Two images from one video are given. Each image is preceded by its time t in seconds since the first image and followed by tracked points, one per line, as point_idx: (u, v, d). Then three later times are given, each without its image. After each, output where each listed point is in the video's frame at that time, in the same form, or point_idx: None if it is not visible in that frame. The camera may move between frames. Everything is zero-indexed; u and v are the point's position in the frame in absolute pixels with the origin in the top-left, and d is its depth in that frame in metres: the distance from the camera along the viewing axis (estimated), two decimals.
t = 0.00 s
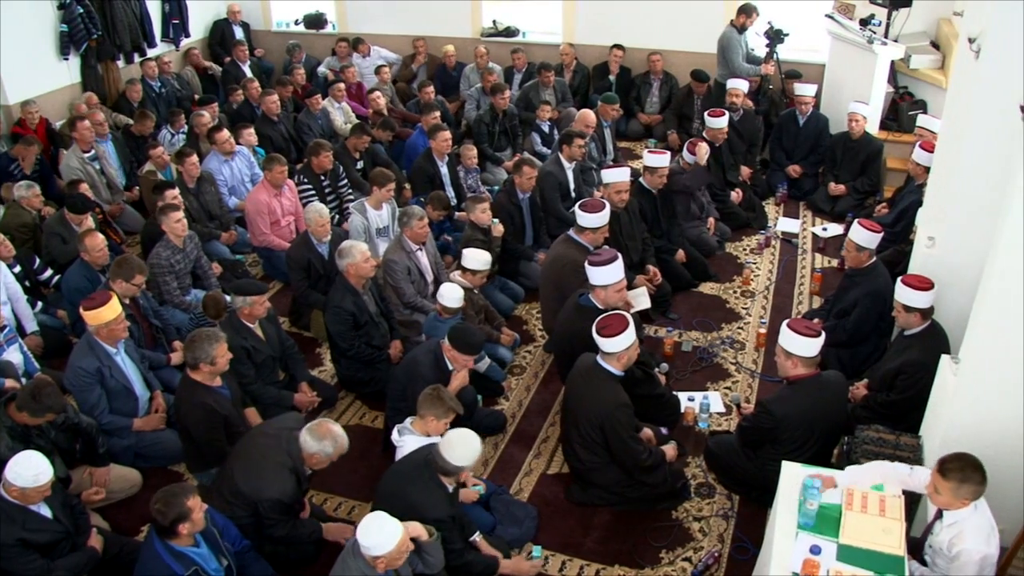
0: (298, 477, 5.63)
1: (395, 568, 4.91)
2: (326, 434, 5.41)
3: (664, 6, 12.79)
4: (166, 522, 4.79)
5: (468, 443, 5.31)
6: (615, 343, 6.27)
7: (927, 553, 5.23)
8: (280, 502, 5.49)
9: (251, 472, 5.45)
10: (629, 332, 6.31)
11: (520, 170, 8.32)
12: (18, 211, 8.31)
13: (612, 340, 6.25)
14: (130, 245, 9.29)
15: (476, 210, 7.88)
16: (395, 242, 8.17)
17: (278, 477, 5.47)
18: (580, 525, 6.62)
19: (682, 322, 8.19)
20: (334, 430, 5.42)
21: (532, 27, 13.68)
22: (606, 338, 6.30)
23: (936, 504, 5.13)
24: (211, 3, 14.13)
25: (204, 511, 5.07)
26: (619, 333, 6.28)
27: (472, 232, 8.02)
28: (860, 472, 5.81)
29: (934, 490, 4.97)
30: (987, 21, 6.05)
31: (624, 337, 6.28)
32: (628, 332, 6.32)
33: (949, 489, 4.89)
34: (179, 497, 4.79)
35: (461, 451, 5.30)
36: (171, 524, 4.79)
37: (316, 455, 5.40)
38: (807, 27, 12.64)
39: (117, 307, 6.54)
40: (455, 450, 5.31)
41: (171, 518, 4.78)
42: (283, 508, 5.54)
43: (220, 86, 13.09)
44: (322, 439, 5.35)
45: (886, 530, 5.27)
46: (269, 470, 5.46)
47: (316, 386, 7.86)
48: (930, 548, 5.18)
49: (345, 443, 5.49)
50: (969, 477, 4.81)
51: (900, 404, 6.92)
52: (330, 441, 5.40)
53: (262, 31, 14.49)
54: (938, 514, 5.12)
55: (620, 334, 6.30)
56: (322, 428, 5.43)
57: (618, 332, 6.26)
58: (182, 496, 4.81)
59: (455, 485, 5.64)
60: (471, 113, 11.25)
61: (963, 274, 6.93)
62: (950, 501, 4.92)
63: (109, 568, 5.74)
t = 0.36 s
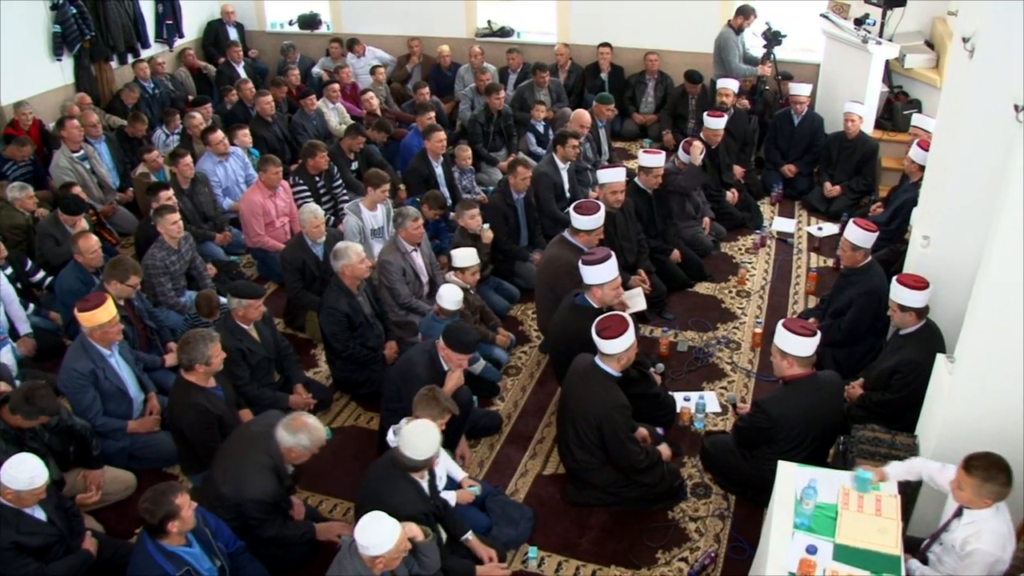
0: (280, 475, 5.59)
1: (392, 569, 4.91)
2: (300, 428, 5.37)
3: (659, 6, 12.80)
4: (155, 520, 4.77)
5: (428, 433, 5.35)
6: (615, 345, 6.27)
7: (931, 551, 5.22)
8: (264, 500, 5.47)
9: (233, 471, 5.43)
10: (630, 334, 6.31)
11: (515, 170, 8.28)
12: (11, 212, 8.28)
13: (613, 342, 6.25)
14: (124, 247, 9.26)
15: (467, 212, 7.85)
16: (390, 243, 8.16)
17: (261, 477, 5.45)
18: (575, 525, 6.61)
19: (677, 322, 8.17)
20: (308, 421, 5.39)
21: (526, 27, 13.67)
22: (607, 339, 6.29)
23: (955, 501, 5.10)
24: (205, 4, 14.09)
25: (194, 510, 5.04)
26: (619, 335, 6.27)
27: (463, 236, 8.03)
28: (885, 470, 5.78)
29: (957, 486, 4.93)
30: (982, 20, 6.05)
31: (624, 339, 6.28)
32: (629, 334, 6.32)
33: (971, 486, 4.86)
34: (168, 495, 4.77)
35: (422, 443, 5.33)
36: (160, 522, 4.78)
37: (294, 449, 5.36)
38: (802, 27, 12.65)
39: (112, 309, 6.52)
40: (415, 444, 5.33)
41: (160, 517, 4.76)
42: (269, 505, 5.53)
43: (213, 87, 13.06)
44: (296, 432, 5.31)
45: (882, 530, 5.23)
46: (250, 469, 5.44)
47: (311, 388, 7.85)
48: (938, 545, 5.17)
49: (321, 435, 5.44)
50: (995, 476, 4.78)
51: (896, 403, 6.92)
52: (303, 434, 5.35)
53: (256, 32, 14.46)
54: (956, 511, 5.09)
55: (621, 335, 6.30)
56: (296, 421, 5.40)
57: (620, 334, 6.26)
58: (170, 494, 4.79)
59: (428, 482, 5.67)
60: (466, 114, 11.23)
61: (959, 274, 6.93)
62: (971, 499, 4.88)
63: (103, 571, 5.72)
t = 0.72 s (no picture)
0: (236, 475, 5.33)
1: None
2: (235, 416, 5.15)
3: None
4: (133, 533, 4.49)
5: (394, 438, 5.14)
6: (618, 352, 5.98)
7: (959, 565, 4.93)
8: (226, 500, 5.21)
9: (187, 475, 5.20)
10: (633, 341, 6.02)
11: (510, 166, 7.94)
12: None
13: (615, 347, 5.95)
14: (103, 247, 8.96)
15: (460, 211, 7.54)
16: (383, 242, 7.86)
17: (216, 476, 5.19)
18: (575, 535, 6.30)
19: (681, 323, 7.87)
20: (243, 405, 5.17)
21: (522, 18, 13.37)
22: (608, 346, 5.99)
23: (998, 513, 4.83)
24: None
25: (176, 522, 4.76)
26: (622, 341, 5.98)
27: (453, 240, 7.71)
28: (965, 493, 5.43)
29: (998, 496, 4.66)
30: (1002, 8, 5.77)
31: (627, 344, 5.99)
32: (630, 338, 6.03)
33: (1012, 495, 4.58)
34: (147, 506, 4.51)
35: (389, 449, 5.12)
36: (139, 535, 4.49)
37: (237, 437, 5.13)
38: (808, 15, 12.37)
39: (91, 312, 6.20)
40: (382, 452, 5.12)
41: (139, 529, 4.48)
42: (232, 505, 5.26)
43: (197, 80, 12.74)
44: (232, 417, 5.10)
45: (897, 541, 4.97)
46: (203, 469, 5.18)
47: (300, 394, 7.56)
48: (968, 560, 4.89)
49: (258, 414, 5.21)
50: None
51: (911, 408, 6.63)
52: (240, 420, 5.13)
53: (241, 22, 14.12)
54: (996, 524, 4.82)
55: (625, 342, 6.01)
56: (230, 409, 5.19)
57: (622, 339, 5.96)
58: (150, 504, 4.52)
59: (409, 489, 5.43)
60: (461, 107, 10.90)
61: (975, 273, 6.65)
62: (1013, 510, 4.59)
63: None
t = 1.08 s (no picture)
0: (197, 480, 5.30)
1: None
2: (179, 417, 5.18)
3: None
4: (113, 553, 4.34)
5: (375, 448, 4.81)
6: (616, 358, 5.61)
7: None
8: (187, 506, 5.19)
9: (148, 486, 5.19)
10: (633, 345, 5.65)
11: (507, 163, 7.61)
12: None
13: (614, 353, 5.57)
14: (77, 248, 8.61)
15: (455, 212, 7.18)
16: (373, 243, 7.51)
17: (175, 483, 5.18)
18: (576, 551, 5.94)
19: (686, 327, 7.51)
20: (182, 406, 5.19)
21: (518, 8, 13.01)
22: (605, 352, 5.61)
23: None
24: None
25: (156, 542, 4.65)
26: (620, 345, 5.61)
27: (449, 239, 7.35)
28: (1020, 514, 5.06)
29: None
30: None
31: (625, 348, 5.62)
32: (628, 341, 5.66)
33: None
34: (127, 524, 4.39)
35: (371, 460, 4.78)
36: (119, 555, 4.34)
37: (186, 439, 5.15)
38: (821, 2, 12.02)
39: (63, 317, 5.84)
40: (363, 464, 4.78)
41: (119, 549, 4.34)
42: (194, 511, 5.24)
43: (176, 72, 12.32)
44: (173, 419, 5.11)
45: (916, 558, 4.62)
46: (163, 477, 5.20)
47: (286, 402, 7.20)
48: None
49: (202, 410, 5.23)
50: None
51: (930, 416, 6.28)
52: (185, 421, 5.15)
53: (223, 12, 13.70)
54: None
55: (623, 346, 5.64)
56: (175, 412, 5.22)
57: (621, 344, 5.58)
58: (132, 522, 4.42)
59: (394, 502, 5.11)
60: (455, 102, 10.51)
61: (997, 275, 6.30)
62: None
63: None
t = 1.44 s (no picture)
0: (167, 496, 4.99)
1: None
2: (141, 431, 4.84)
3: None
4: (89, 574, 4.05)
5: (357, 463, 4.46)
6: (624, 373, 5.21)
7: None
8: (161, 525, 4.88)
9: (117, 506, 4.87)
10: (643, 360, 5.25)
11: (500, 161, 7.26)
12: None
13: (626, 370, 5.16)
14: (48, 251, 8.29)
15: (448, 213, 6.83)
16: (361, 247, 7.16)
17: (146, 501, 4.87)
18: (576, 569, 5.58)
19: (690, 332, 7.17)
20: (145, 419, 4.85)
21: None
22: (615, 368, 5.19)
23: None
24: None
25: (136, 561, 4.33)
26: (632, 361, 5.20)
27: (441, 240, 7.00)
28: None
29: None
30: None
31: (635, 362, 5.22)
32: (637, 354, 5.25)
33: None
34: (105, 544, 4.08)
35: (352, 477, 4.44)
36: None
37: (151, 454, 4.84)
38: None
39: (34, 325, 5.49)
40: (345, 479, 4.44)
41: (95, 571, 4.04)
42: (168, 531, 4.91)
43: (153, 65, 11.88)
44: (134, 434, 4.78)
45: None
46: (131, 494, 4.89)
47: (271, 413, 6.84)
48: None
49: (166, 421, 4.89)
50: None
51: (949, 427, 5.95)
52: (147, 433, 4.82)
53: (201, 2, 13.26)
54: None
55: (634, 361, 5.23)
56: (136, 426, 4.88)
57: (633, 360, 5.18)
58: (109, 542, 4.11)
59: (382, 521, 4.75)
60: (447, 97, 10.14)
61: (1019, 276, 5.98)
62: None
63: None
